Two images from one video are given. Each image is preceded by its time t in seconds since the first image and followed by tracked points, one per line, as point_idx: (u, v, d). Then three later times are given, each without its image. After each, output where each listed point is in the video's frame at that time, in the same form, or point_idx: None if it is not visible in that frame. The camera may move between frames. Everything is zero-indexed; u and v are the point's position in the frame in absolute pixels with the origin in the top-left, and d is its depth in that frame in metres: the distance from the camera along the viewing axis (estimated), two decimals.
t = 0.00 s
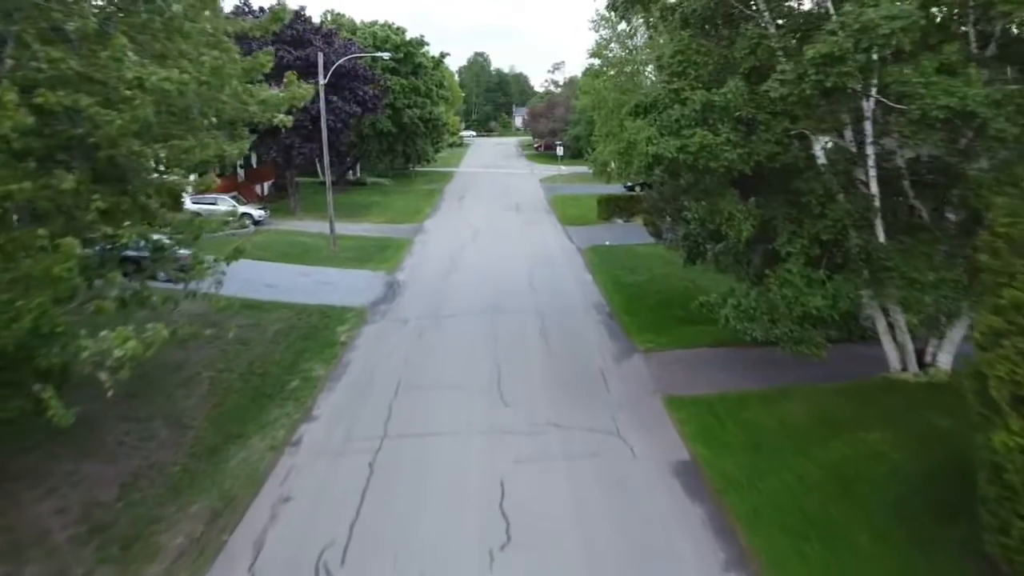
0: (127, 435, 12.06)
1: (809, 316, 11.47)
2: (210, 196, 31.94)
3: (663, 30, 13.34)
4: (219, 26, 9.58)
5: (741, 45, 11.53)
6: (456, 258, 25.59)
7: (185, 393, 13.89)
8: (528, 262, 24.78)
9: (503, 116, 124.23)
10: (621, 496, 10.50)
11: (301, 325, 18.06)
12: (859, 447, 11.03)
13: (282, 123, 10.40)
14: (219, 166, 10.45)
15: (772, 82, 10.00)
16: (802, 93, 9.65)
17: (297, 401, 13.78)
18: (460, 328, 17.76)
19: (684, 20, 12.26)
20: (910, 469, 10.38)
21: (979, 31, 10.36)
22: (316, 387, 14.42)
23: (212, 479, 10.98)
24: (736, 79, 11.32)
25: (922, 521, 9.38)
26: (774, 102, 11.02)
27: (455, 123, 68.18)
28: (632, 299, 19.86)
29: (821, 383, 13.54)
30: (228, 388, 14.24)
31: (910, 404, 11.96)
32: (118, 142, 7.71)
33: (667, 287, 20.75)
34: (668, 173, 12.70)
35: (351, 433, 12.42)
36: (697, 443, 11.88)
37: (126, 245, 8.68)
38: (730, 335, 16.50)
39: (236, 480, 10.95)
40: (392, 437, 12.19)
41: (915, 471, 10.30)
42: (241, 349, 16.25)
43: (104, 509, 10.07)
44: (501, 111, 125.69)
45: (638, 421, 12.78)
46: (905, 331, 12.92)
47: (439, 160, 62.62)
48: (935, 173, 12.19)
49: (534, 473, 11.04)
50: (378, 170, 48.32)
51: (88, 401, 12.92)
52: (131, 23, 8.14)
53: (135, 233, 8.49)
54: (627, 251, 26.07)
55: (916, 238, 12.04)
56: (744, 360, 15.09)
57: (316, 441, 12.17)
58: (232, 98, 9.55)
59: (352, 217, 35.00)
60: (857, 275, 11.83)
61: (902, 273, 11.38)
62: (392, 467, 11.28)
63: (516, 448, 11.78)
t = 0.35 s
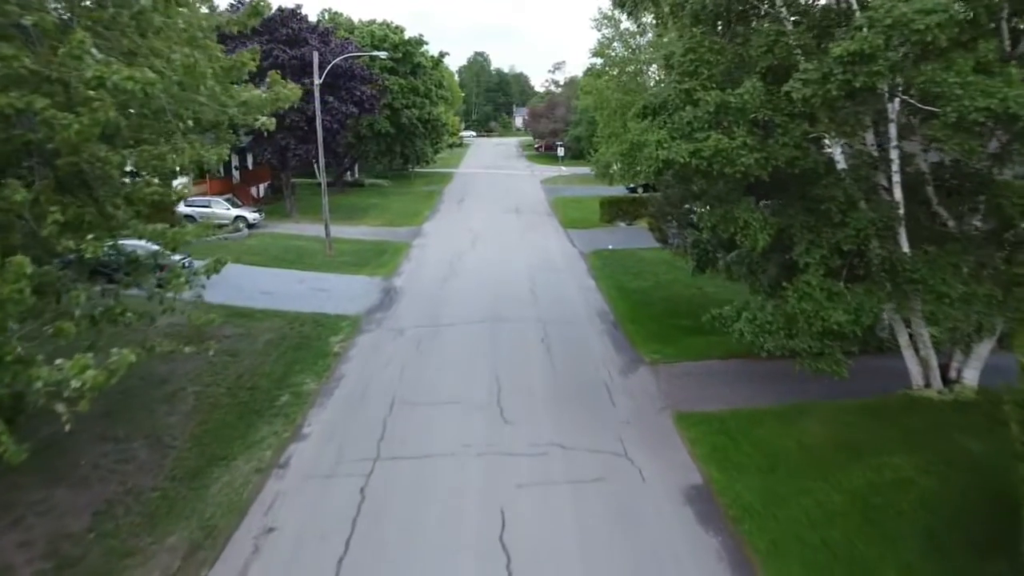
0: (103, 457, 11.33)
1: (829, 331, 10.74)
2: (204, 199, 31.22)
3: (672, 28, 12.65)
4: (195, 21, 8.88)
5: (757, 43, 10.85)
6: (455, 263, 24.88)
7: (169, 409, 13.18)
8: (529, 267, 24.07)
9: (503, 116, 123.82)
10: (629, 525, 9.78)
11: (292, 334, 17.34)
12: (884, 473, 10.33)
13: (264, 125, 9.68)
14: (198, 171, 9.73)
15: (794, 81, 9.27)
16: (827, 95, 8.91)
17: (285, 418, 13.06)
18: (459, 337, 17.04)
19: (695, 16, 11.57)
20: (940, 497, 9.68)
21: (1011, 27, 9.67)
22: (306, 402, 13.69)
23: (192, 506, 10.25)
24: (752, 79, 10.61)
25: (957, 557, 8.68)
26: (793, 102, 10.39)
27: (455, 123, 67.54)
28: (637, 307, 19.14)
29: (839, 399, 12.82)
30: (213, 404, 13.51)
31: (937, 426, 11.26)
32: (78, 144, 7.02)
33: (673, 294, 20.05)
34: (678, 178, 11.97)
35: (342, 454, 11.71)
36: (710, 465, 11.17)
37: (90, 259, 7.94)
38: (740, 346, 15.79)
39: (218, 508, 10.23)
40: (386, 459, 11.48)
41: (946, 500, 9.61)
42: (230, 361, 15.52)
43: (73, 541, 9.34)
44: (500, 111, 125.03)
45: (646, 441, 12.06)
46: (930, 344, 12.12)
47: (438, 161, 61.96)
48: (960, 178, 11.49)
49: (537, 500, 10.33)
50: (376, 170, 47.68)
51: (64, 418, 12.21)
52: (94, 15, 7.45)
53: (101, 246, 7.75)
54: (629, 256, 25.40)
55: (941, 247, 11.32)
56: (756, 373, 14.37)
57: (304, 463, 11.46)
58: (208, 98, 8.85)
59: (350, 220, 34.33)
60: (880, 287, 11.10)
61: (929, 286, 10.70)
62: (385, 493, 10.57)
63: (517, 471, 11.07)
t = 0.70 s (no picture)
0: (90, 470, 10.93)
1: (842, 339, 10.32)
2: (200, 200, 30.83)
3: (678, 25, 12.24)
4: (180, 17, 8.50)
5: (767, 41, 10.46)
6: (455, 266, 24.48)
7: (160, 418, 12.77)
8: (530, 270, 23.68)
9: (504, 116, 123.51)
10: (636, 542, 9.37)
11: (288, 339, 16.93)
12: (900, 486, 9.94)
13: (254, 126, 9.27)
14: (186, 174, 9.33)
15: (808, 79, 8.87)
16: (844, 94, 8.52)
17: (279, 428, 12.65)
18: (458, 343, 16.62)
19: (702, 13, 11.21)
20: (960, 513, 9.29)
21: None
22: (300, 411, 13.28)
23: (180, 522, 9.85)
24: (762, 78, 10.21)
25: None
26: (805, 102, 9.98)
27: (455, 123, 67.17)
28: (640, 312, 18.73)
29: (851, 408, 12.43)
30: (205, 413, 13.10)
31: (954, 437, 10.87)
32: (53, 145, 6.65)
33: (676, 298, 19.66)
34: (685, 180, 11.56)
35: (337, 466, 11.31)
36: (719, 478, 10.77)
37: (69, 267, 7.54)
38: (748, 352, 15.38)
39: (207, 524, 9.83)
40: (382, 471, 11.08)
41: (966, 516, 9.21)
42: (223, 368, 15.12)
43: (55, 561, 8.95)
44: (500, 111, 124.79)
45: (652, 452, 11.67)
46: (946, 353, 11.69)
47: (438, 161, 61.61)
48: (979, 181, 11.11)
49: (539, 515, 9.93)
50: (375, 170, 47.35)
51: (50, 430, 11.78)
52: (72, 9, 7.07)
53: (79, 254, 7.35)
54: (632, 258, 25.03)
55: (957, 253, 10.92)
56: (764, 381, 13.96)
57: (297, 476, 11.06)
58: (194, 98, 8.46)
59: (348, 221, 33.98)
60: (894, 293, 10.69)
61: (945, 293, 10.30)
62: (381, 507, 10.17)
63: (519, 485, 10.67)
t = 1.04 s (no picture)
0: (79, 483, 10.64)
1: (852, 349, 10.02)
2: (197, 201, 30.53)
3: (683, 24, 11.93)
4: (169, 16, 8.21)
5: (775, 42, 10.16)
6: (455, 269, 24.19)
7: (152, 427, 12.48)
8: (531, 273, 23.39)
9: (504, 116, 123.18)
10: (641, 558, 9.07)
11: (284, 345, 16.64)
12: (914, 501, 9.64)
13: (245, 128, 9.03)
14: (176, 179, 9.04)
15: (820, 81, 8.57)
16: (858, 96, 8.20)
17: (274, 437, 12.36)
18: (458, 349, 16.32)
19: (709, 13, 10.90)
20: (976, 529, 9.00)
21: None
22: (296, 420, 12.98)
23: (170, 538, 9.54)
24: (770, 79, 9.91)
25: None
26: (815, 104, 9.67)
27: (455, 123, 66.90)
28: (643, 316, 18.43)
29: (860, 417, 12.13)
30: (199, 421, 12.81)
31: (967, 449, 10.57)
32: (33, 149, 6.35)
33: (679, 302, 19.34)
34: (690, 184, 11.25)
35: (333, 479, 11.00)
36: (726, 491, 10.47)
37: (51, 277, 7.25)
38: (754, 359, 15.09)
39: (198, 540, 9.52)
40: (380, 484, 10.78)
41: (983, 532, 8.91)
42: (218, 374, 14.83)
43: None
44: (500, 111, 124.67)
45: (656, 463, 11.36)
46: (958, 362, 11.32)
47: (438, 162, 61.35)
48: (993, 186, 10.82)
49: (541, 530, 9.63)
50: (375, 171, 47.08)
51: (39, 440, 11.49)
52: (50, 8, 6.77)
53: (62, 263, 7.06)
54: (634, 261, 24.77)
55: (970, 259, 10.61)
56: (772, 388, 13.66)
57: (292, 489, 10.76)
58: (183, 101, 8.17)
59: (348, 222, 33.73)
60: (905, 301, 10.40)
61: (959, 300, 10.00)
62: (378, 522, 9.86)
63: (520, 498, 10.36)
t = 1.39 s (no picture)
0: (69, 495, 10.37)
1: (863, 357, 9.74)
2: (195, 203, 30.25)
3: (688, 24, 11.65)
4: (159, 16, 7.93)
5: (784, 42, 9.89)
6: (455, 272, 23.92)
7: (146, 436, 12.21)
8: (532, 276, 23.13)
9: (504, 116, 122.96)
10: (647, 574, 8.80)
11: (281, 350, 16.36)
12: (928, 515, 9.37)
13: (241, 133, 8.68)
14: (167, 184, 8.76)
15: (832, 82, 8.33)
16: (872, 98, 8.01)
17: (270, 447, 12.08)
18: (458, 354, 16.05)
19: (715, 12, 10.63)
20: (994, 544, 8.72)
21: None
22: (293, 429, 12.70)
23: (162, 553, 9.27)
24: (779, 81, 9.65)
25: None
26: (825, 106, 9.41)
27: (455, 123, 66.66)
28: (646, 320, 18.16)
29: (870, 426, 11.85)
30: (193, 430, 12.53)
31: (982, 461, 10.29)
32: (15, 153, 6.10)
33: (682, 306, 19.06)
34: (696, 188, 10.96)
35: (330, 490, 10.72)
36: (734, 503, 10.20)
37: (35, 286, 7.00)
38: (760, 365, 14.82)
39: (191, 555, 9.25)
40: (377, 496, 10.50)
41: (1001, 547, 8.65)
42: (214, 380, 14.55)
43: None
44: (500, 111, 124.53)
45: (661, 473, 11.08)
46: (969, 369, 11.16)
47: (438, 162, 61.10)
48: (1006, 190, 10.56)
49: (544, 544, 9.35)
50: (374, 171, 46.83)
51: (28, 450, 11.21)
52: (32, 6, 6.50)
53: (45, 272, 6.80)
54: (636, 263, 24.53)
55: (984, 265, 10.35)
56: (778, 396, 13.39)
57: (288, 501, 10.48)
58: (173, 102, 7.91)
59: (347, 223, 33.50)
60: (917, 308, 10.12)
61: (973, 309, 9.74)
62: (376, 535, 9.59)
63: (522, 510, 10.09)
